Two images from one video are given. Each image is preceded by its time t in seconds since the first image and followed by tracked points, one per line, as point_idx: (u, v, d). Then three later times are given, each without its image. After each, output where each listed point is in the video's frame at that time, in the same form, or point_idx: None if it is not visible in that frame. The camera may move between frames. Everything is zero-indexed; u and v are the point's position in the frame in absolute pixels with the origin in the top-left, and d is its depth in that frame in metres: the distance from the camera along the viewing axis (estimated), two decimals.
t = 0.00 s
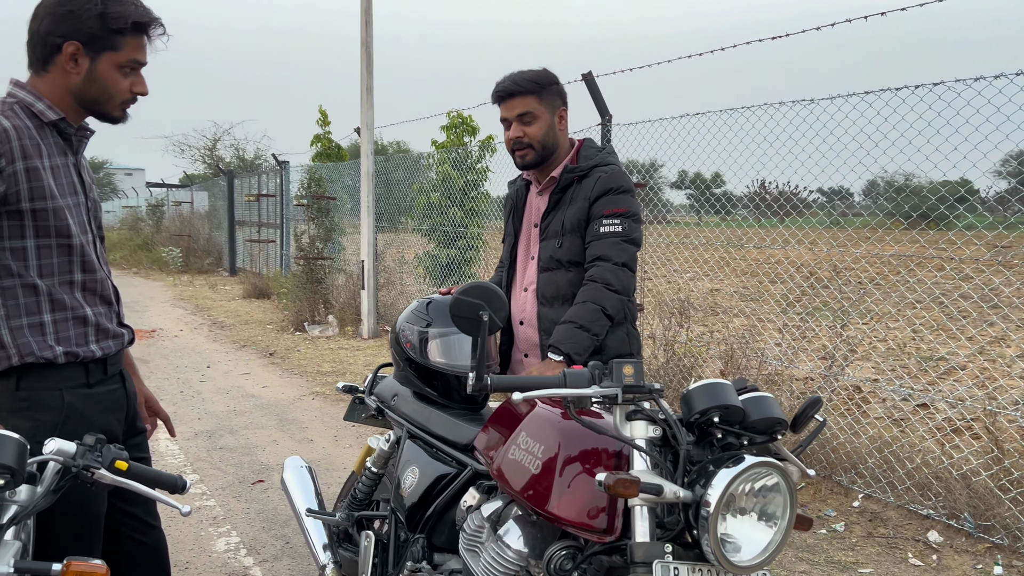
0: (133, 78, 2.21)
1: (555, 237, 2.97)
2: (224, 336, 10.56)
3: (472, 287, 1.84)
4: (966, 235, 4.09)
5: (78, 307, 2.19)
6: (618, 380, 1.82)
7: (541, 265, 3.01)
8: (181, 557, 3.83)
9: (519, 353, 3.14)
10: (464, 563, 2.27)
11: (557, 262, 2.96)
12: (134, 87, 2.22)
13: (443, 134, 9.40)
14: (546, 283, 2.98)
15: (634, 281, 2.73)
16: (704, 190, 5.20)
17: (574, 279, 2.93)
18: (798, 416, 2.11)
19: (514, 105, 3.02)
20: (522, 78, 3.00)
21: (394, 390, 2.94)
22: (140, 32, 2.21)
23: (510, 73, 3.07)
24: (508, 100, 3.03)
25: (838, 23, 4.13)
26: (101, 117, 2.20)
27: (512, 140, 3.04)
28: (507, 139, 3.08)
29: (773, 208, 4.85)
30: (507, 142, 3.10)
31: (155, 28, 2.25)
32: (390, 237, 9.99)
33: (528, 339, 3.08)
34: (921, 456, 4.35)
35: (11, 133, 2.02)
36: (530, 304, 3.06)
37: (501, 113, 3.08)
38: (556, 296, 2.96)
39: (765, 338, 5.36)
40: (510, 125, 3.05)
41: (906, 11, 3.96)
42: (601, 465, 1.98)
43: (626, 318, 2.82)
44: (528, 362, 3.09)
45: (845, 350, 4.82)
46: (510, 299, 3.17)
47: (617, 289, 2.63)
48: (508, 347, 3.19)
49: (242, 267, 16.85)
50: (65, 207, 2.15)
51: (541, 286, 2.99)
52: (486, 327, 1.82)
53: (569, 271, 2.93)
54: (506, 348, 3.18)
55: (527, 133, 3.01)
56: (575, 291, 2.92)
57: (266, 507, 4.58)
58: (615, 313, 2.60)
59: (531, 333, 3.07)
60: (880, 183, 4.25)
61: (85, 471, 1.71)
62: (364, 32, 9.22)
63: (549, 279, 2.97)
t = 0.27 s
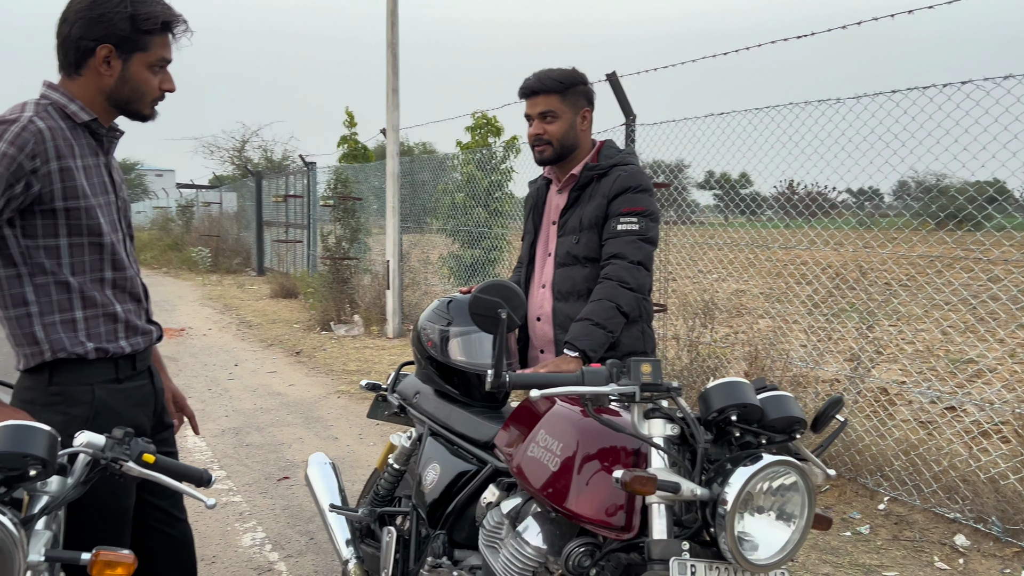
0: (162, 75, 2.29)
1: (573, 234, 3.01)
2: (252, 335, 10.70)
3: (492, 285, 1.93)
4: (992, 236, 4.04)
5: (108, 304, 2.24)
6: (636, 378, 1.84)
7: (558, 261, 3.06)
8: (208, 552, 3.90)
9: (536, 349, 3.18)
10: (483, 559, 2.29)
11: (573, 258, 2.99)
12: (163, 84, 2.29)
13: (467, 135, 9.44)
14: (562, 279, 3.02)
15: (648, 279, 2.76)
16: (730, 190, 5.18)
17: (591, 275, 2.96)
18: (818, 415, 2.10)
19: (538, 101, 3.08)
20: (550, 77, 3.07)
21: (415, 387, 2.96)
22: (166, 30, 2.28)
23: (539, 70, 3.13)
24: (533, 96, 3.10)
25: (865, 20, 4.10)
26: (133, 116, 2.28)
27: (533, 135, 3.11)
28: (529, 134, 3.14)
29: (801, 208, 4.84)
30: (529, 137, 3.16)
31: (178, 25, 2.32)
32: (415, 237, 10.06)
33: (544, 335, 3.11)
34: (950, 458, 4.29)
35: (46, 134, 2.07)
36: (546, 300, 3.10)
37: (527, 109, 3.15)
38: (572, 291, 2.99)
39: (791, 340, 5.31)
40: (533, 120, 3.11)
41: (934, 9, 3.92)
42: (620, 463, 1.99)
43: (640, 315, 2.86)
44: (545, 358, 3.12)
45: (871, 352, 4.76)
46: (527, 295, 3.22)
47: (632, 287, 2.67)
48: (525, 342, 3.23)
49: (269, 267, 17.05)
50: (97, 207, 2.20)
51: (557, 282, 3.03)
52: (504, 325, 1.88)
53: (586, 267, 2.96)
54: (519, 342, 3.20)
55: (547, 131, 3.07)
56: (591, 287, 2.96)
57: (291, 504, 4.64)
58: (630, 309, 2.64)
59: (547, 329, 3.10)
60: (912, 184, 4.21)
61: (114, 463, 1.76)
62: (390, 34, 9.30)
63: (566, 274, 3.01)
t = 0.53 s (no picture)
0: (175, 74, 2.30)
1: (587, 230, 3.02)
2: (271, 332, 10.79)
3: (507, 281, 1.95)
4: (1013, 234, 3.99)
5: (129, 299, 2.28)
6: (650, 373, 1.84)
7: (573, 257, 3.08)
8: (227, 546, 3.95)
9: (552, 345, 3.19)
10: (498, 554, 2.31)
11: (587, 254, 3.02)
12: (175, 83, 2.31)
13: (485, 133, 9.46)
14: (576, 275, 3.04)
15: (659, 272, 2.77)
16: (749, 189, 5.17)
17: (604, 271, 2.98)
18: (835, 413, 2.09)
19: (557, 96, 3.10)
20: (569, 73, 3.09)
21: (432, 384, 2.99)
22: (179, 30, 2.29)
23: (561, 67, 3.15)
24: (553, 91, 3.11)
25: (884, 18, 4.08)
26: (143, 113, 2.31)
27: (549, 129, 3.12)
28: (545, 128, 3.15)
29: (822, 208, 4.79)
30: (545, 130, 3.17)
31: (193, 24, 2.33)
32: (432, 236, 10.09)
33: (559, 331, 3.12)
34: (969, 458, 4.26)
35: (66, 131, 2.12)
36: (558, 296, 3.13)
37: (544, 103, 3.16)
38: (586, 287, 3.01)
39: (810, 338, 5.27)
40: (550, 115, 3.13)
41: (954, 5, 3.89)
42: (634, 459, 1.99)
43: (653, 309, 2.87)
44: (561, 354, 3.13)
45: (891, 351, 4.72)
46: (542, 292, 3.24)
47: (642, 279, 2.69)
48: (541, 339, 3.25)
49: (289, 265, 17.18)
50: (118, 203, 2.25)
51: (572, 278, 3.05)
52: (518, 320, 1.90)
53: (599, 262, 2.98)
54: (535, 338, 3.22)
55: (563, 125, 3.08)
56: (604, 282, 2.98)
57: (309, 499, 4.68)
58: (641, 300, 2.66)
59: (562, 325, 3.12)
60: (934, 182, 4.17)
61: (135, 455, 1.80)
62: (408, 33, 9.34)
63: (580, 270, 3.04)
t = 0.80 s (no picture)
0: (181, 74, 2.32)
1: (594, 227, 3.03)
2: (284, 329, 10.84)
3: (515, 277, 1.96)
4: None
5: (139, 296, 2.30)
6: (657, 370, 1.83)
7: (580, 255, 3.08)
8: (239, 541, 3.97)
9: (564, 342, 3.20)
10: (506, 549, 2.31)
11: (595, 251, 3.02)
12: (182, 83, 2.32)
13: (496, 130, 9.45)
14: (585, 272, 3.04)
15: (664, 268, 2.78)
16: (762, 186, 5.16)
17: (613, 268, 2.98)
18: (845, 410, 2.08)
19: (566, 93, 3.08)
20: (579, 71, 3.08)
21: (442, 380, 2.99)
22: (187, 30, 2.30)
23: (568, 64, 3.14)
24: (562, 88, 3.10)
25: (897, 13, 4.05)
26: (149, 111, 2.32)
27: (558, 126, 3.11)
28: (554, 125, 3.14)
29: (835, 206, 4.73)
30: (554, 128, 3.15)
31: (201, 25, 2.34)
32: (444, 233, 10.09)
33: (571, 329, 3.13)
34: (982, 457, 4.24)
35: (74, 129, 2.14)
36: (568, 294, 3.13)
37: (554, 100, 3.15)
38: (595, 284, 3.01)
39: (822, 336, 5.24)
40: (559, 112, 3.12)
41: None
42: (642, 455, 1.99)
43: (662, 303, 2.89)
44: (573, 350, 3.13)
45: (904, 349, 4.67)
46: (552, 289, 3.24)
47: (646, 275, 2.70)
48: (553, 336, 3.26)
49: (301, 262, 17.25)
50: (127, 200, 2.26)
51: (581, 275, 3.05)
52: (527, 316, 1.91)
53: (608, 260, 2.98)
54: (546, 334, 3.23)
55: (573, 122, 3.07)
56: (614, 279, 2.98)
57: (320, 495, 4.71)
58: (646, 296, 2.67)
59: (573, 322, 3.12)
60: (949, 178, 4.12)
61: (145, 449, 1.82)
62: (420, 30, 9.35)
63: (588, 267, 3.03)
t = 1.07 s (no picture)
0: (186, 71, 2.31)
1: (602, 222, 3.03)
2: (289, 326, 10.87)
3: (518, 275, 1.96)
4: None
5: (143, 293, 2.31)
6: (660, 367, 1.84)
7: (589, 250, 3.08)
8: (244, 537, 3.98)
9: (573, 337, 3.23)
10: (510, 547, 2.31)
11: (604, 246, 3.02)
12: (187, 80, 2.32)
13: (501, 127, 9.44)
14: (594, 267, 3.04)
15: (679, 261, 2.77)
16: (768, 183, 5.14)
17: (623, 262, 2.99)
18: (848, 406, 2.07)
19: (575, 95, 3.06)
20: (582, 73, 3.07)
21: (445, 377, 2.99)
22: (192, 26, 2.30)
23: (571, 65, 3.11)
24: (568, 90, 3.07)
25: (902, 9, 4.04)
26: (153, 108, 2.32)
27: (567, 129, 3.07)
28: (561, 128, 3.10)
29: (842, 202, 4.72)
30: (561, 132, 3.12)
31: (207, 21, 2.34)
32: (449, 230, 10.09)
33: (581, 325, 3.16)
34: (987, 454, 4.23)
35: (77, 126, 2.14)
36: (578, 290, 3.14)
37: (558, 103, 3.11)
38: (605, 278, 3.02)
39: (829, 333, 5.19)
40: (566, 115, 3.09)
41: None
42: (645, 453, 1.99)
43: (671, 296, 2.94)
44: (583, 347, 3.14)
45: (910, 346, 4.65)
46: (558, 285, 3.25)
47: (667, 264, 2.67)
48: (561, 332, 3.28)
49: (306, 260, 17.26)
50: (130, 197, 2.27)
51: (590, 271, 3.06)
52: (529, 313, 1.93)
53: (617, 254, 2.99)
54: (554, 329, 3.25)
55: (584, 125, 3.06)
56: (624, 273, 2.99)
57: (325, 492, 4.72)
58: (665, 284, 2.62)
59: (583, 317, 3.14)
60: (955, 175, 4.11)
61: (149, 446, 1.82)
62: (425, 27, 9.34)
63: (597, 262, 3.03)
